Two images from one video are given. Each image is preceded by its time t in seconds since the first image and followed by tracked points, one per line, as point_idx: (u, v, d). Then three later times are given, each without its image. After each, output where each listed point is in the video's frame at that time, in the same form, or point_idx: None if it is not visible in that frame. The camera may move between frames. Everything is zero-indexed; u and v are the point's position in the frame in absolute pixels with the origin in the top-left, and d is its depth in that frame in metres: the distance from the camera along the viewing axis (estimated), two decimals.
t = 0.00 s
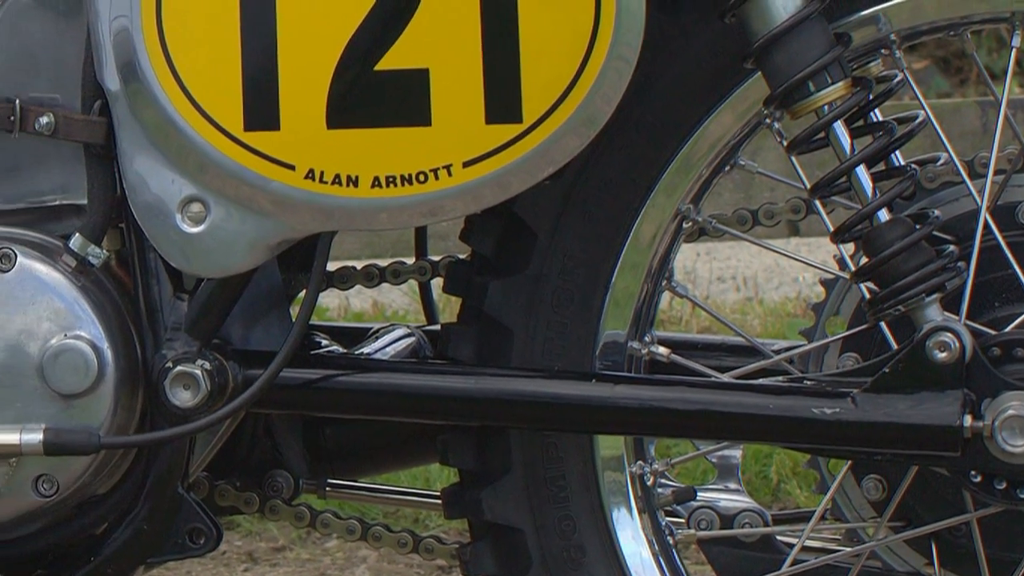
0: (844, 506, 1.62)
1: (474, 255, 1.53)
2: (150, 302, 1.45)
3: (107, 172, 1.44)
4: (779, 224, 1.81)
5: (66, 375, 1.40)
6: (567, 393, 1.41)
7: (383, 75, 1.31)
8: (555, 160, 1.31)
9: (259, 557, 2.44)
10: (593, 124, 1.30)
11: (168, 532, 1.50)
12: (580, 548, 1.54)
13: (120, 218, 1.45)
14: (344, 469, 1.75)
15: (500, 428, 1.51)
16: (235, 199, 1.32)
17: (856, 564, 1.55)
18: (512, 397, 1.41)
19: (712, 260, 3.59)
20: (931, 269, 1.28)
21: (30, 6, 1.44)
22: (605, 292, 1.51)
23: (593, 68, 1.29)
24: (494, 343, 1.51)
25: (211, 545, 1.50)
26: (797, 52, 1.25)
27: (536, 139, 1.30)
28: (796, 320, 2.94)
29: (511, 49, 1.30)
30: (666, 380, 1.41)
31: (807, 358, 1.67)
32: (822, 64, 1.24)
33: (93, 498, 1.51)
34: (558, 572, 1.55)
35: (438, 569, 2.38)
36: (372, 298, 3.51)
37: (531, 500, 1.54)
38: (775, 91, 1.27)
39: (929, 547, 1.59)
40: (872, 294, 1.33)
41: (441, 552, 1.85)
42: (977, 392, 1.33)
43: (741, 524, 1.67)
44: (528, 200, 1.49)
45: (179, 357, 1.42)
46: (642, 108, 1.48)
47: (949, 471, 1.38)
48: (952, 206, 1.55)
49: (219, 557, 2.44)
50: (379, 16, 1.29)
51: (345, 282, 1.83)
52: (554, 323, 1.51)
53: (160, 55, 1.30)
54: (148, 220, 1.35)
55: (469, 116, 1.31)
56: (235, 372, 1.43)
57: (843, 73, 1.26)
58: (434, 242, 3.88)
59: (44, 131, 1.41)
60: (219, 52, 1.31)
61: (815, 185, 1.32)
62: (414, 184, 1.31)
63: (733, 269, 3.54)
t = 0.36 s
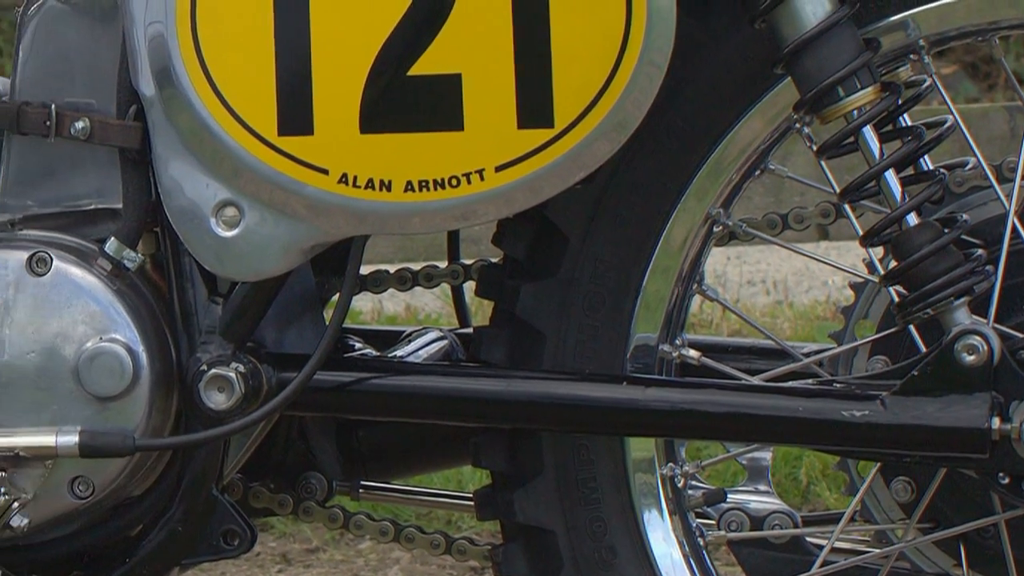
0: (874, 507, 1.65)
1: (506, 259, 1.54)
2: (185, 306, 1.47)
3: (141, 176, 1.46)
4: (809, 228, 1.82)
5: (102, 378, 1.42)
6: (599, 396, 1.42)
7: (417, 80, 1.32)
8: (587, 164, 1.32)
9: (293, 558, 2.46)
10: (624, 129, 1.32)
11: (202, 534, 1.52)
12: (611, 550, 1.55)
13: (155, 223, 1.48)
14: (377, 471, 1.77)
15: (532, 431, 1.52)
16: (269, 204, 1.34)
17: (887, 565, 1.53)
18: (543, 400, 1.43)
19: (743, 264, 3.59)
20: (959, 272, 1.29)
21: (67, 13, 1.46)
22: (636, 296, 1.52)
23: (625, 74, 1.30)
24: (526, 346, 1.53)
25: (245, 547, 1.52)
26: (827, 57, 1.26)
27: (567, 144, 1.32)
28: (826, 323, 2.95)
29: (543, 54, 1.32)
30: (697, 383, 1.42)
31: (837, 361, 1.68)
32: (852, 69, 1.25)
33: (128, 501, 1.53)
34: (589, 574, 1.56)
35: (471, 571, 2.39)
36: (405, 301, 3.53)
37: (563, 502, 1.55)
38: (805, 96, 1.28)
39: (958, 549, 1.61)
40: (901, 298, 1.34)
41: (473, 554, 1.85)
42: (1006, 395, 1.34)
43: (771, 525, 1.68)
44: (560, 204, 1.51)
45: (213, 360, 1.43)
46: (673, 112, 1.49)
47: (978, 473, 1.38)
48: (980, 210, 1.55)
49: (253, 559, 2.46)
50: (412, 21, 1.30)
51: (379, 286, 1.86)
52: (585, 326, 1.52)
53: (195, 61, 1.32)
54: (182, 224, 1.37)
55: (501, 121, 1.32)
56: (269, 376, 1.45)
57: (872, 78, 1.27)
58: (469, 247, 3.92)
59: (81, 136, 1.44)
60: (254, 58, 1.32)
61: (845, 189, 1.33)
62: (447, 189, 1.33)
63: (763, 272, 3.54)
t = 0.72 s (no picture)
0: (903, 509, 1.66)
1: (538, 263, 1.56)
2: (219, 309, 1.49)
3: (176, 181, 1.47)
4: (838, 232, 1.82)
5: (137, 382, 1.44)
6: (630, 398, 1.43)
7: (449, 85, 1.34)
8: (617, 169, 1.34)
9: (327, 559, 2.48)
10: (655, 134, 1.33)
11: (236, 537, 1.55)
12: (642, 551, 1.57)
13: (190, 227, 1.51)
14: (411, 473, 1.79)
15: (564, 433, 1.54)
16: (302, 208, 1.35)
17: (915, 567, 1.54)
18: (574, 403, 1.44)
19: (773, 268, 3.60)
20: (987, 276, 1.29)
21: (102, 19, 1.49)
22: (666, 299, 1.53)
23: (656, 79, 1.31)
24: (559, 349, 1.54)
25: (279, 547, 1.58)
26: (857, 63, 1.27)
27: (599, 149, 1.33)
28: (855, 325, 2.95)
29: (575, 59, 1.33)
30: (728, 386, 1.43)
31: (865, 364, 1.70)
32: (881, 74, 1.26)
33: (163, 503, 1.56)
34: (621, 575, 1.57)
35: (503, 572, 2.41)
36: (437, 304, 3.55)
37: (594, 504, 1.56)
38: (835, 101, 1.29)
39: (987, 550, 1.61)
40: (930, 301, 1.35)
41: (506, 556, 1.86)
42: None
43: (801, 527, 1.69)
44: (591, 209, 1.52)
45: (247, 363, 1.45)
46: (704, 117, 1.50)
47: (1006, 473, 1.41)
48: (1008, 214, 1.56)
49: (288, 560, 2.49)
50: (445, 27, 1.32)
51: (411, 290, 1.87)
52: (616, 329, 1.53)
53: (229, 66, 1.34)
54: (216, 228, 1.38)
55: (533, 126, 1.34)
56: (303, 378, 1.47)
57: (902, 83, 1.28)
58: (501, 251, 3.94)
59: (116, 140, 1.46)
60: (288, 63, 1.34)
61: (874, 194, 1.33)
62: (479, 193, 1.34)
63: (793, 276, 3.53)
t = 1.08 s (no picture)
0: (931, 511, 1.65)
1: (570, 266, 1.57)
2: (254, 313, 1.51)
3: (211, 185, 1.50)
4: (867, 236, 1.83)
5: (173, 385, 1.45)
6: (661, 400, 1.45)
7: (482, 90, 1.35)
8: (648, 173, 1.36)
9: (362, 561, 2.51)
10: (686, 138, 1.35)
11: (272, 539, 1.57)
12: (673, 552, 1.58)
13: (224, 231, 1.53)
14: (444, 474, 1.82)
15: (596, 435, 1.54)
16: (337, 212, 1.37)
17: (944, 568, 1.56)
18: (605, 405, 1.45)
19: (802, 271, 3.60)
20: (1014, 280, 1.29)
21: (138, 25, 1.51)
22: (697, 303, 1.55)
23: (687, 84, 1.33)
24: (591, 352, 1.55)
25: (313, 549, 1.58)
26: (885, 68, 1.28)
27: (629, 154, 1.35)
28: (884, 330, 2.95)
29: (606, 63, 1.35)
30: (759, 388, 1.44)
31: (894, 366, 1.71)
32: (910, 79, 1.27)
33: (198, 504, 1.59)
34: None
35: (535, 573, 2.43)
36: (470, 308, 3.57)
37: (625, 506, 1.57)
38: (864, 106, 1.30)
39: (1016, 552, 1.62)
40: (959, 304, 1.35)
41: (537, 556, 1.89)
42: None
43: (831, 528, 1.71)
44: (623, 212, 1.53)
45: (281, 366, 1.47)
46: (734, 121, 1.51)
47: None
48: None
49: (322, 561, 2.51)
50: (477, 32, 1.33)
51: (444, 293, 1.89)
52: (648, 332, 1.54)
53: (263, 71, 1.34)
54: (250, 232, 1.40)
55: (566, 131, 1.35)
56: (337, 382, 1.48)
57: (931, 88, 1.28)
58: (533, 254, 3.96)
59: (151, 145, 1.48)
60: (321, 68, 1.35)
61: (903, 198, 1.35)
62: (511, 197, 1.36)
63: (823, 279, 3.53)
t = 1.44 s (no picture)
0: (960, 512, 1.67)
1: (600, 270, 1.58)
2: (288, 317, 1.53)
3: (245, 189, 1.52)
4: (895, 240, 1.84)
5: (207, 388, 1.47)
6: (693, 403, 1.46)
7: (513, 95, 1.37)
8: (679, 178, 1.37)
9: (394, 562, 2.52)
10: (717, 143, 1.36)
11: (305, 541, 1.59)
12: (704, 554, 1.59)
13: (258, 235, 1.56)
14: (478, 477, 1.83)
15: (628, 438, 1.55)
16: (370, 216, 1.39)
17: (972, 569, 1.55)
18: (637, 408, 1.46)
19: (832, 275, 3.59)
20: None
21: (171, 31, 1.53)
22: (728, 307, 1.56)
23: (717, 89, 1.34)
24: (621, 355, 1.56)
25: (347, 550, 1.60)
26: (915, 73, 1.29)
27: (660, 159, 1.37)
28: (913, 333, 2.95)
29: (637, 69, 1.36)
30: (789, 391, 1.46)
31: (924, 369, 1.71)
32: (940, 84, 1.28)
33: (233, 506, 1.61)
34: None
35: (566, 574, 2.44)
36: (502, 311, 3.59)
37: (656, 507, 1.59)
38: (893, 111, 1.31)
39: None
40: (988, 308, 1.36)
41: (569, 558, 1.90)
42: None
43: (860, 530, 1.73)
44: (653, 217, 1.54)
45: (315, 368, 1.48)
46: (764, 126, 1.52)
47: None
48: None
49: (355, 563, 2.52)
50: (509, 39, 1.35)
51: (476, 297, 1.91)
52: (679, 335, 1.56)
53: (297, 77, 1.36)
54: (285, 236, 1.42)
55: (597, 136, 1.37)
56: (370, 384, 1.51)
57: (959, 93, 1.29)
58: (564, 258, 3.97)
59: (185, 149, 1.50)
60: (355, 74, 1.36)
61: (931, 202, 1.35)
62: (543, 201, 1.37)
63: (852, 283, 3.53)
